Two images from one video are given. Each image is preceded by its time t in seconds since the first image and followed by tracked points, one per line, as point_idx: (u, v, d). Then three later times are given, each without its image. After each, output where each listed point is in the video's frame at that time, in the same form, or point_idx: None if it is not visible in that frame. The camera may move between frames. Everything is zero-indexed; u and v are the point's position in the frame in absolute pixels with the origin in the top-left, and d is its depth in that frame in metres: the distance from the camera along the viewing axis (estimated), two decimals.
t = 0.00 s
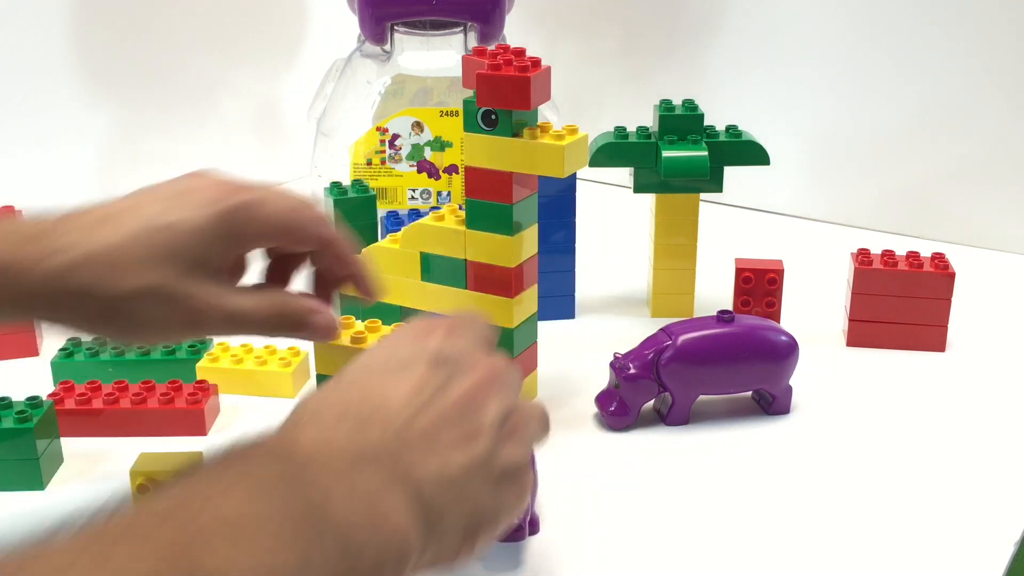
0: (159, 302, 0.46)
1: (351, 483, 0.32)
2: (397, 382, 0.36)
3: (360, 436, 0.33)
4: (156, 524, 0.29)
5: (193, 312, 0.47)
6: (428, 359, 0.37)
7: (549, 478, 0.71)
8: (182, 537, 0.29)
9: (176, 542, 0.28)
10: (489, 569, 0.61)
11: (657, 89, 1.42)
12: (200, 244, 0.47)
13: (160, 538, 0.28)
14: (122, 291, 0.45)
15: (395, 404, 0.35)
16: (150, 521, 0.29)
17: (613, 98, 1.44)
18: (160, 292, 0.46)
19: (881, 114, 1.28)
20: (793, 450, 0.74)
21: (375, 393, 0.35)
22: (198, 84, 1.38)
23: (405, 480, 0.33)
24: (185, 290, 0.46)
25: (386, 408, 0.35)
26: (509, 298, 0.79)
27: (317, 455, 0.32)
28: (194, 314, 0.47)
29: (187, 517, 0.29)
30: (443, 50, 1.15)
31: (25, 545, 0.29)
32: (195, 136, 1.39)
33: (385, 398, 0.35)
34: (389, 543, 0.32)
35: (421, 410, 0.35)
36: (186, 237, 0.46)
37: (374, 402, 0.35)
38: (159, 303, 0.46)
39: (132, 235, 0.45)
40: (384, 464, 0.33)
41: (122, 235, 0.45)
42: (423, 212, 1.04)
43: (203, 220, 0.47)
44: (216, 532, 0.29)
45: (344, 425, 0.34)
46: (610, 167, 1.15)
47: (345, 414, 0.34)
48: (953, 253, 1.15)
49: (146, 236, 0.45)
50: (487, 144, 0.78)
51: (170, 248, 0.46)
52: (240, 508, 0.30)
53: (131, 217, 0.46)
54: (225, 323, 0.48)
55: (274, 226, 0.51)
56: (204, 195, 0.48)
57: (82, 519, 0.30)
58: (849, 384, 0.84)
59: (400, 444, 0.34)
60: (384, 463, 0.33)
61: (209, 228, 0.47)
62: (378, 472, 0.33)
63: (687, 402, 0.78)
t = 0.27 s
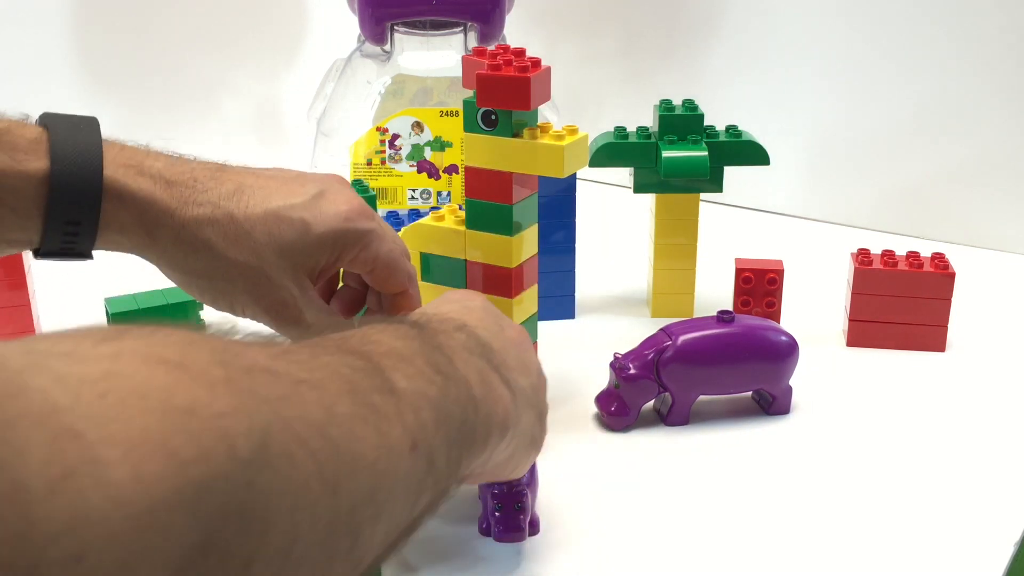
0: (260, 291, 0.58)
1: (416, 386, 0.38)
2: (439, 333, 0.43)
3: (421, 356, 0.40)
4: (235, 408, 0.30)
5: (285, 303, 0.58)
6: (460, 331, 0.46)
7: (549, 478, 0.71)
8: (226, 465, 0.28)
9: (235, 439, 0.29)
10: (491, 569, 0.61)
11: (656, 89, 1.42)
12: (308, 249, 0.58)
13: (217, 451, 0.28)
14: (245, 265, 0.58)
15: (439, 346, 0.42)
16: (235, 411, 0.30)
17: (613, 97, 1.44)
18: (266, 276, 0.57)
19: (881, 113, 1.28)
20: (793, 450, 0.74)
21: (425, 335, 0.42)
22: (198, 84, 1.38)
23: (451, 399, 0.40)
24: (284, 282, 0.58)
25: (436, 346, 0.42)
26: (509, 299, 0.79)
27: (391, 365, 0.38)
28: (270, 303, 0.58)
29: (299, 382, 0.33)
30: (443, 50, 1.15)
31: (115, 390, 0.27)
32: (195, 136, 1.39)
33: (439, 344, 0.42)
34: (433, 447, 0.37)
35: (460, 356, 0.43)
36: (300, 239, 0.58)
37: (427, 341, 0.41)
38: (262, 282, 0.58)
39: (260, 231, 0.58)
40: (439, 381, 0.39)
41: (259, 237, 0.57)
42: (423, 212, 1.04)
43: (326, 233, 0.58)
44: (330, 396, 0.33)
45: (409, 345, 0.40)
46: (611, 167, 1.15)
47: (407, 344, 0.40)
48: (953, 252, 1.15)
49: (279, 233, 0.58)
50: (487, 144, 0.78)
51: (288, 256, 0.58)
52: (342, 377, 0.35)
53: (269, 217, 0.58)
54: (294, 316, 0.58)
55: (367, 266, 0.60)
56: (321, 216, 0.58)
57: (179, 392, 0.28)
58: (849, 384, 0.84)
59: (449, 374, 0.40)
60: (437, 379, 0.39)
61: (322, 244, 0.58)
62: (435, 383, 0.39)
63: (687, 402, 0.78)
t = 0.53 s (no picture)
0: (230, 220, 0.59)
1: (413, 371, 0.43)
2: (436, 319, 0.49)
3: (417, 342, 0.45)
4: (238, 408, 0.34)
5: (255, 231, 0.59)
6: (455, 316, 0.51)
7: (549, 478, 0.71)
8: (230, 453, 0.33)
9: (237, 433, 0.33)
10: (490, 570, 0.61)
11: (656, 89, 1.42)
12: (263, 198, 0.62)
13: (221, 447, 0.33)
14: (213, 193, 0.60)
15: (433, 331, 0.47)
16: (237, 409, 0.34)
17: (613, 97, 1.44)
18: (233, 197, 0.60)
19: (881, 113, 1.28)
20: (793, 450, 0.74)
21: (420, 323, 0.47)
22: (198, 84, 1.38)
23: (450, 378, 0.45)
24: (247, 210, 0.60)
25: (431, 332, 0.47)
26: (509, 299, 0.79)
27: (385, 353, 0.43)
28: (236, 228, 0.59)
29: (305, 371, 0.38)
30: (443, 50, 1.15)
31: (126, 382, 0.32)
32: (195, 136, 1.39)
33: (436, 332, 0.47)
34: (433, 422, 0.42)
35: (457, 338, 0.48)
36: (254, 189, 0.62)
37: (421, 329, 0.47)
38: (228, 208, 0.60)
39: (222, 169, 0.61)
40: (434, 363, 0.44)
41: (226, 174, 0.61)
42: (423, 212, 1.04)
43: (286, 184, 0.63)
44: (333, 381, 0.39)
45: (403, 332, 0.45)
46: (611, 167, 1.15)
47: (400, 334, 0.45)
48: (953, 252, 1.15)
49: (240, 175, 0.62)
50: (487, 144, 0.78)
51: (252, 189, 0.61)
52: (342, 364, 0.40)
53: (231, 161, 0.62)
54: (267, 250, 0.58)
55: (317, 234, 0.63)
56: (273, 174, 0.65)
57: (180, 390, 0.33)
58: (849, 384, 0.84)
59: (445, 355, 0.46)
60: (432, 361, 0.44)
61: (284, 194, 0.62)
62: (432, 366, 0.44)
63: (687, 402, 0.78)
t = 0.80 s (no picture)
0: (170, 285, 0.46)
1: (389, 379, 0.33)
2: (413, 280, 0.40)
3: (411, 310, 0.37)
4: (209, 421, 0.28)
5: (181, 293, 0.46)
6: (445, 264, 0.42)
7: (550, 478, 0.71)
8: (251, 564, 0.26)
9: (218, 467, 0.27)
10: (490, 570, 0.61)
11: (657, 89, 1.41)
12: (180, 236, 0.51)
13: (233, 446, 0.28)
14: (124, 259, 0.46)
15: (420, 287, 0.39)
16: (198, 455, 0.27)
17: (613, 97, 1.44)
18: (152, 263, 0.46)
19: (882, 113, 1.28)
20: (793, 450, 0.74)
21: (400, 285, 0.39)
22: (199, 84, 1.38)
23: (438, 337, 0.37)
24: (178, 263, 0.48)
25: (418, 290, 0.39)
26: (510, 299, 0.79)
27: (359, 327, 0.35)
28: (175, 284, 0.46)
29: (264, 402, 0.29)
30: (443, 50, 1.15)
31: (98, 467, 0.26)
32: (195, 136, 1.39)
33: (420, 286, 0.39)
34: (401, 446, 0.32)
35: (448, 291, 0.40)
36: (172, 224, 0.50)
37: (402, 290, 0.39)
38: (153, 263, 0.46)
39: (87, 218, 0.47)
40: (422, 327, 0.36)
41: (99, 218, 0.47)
42: (423, 212, 1.04)
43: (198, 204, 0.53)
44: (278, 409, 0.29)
45: (380, 301, 0.37)
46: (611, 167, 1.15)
47: (379, 298, 0.37)
48: (953, 253, 1.15)
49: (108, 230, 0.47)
50: (488, 144, 0.78)
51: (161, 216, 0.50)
52: (334, 368, 0.31)
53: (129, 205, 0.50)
54: (188, 302, 0.46)
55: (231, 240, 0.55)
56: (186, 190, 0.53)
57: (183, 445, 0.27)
58: (849, 384, 0.84)
59: (434, 311, 0.37)
60: (440, 353, 0.36)
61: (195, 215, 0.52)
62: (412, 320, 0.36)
63: (687, 402, 0.78)
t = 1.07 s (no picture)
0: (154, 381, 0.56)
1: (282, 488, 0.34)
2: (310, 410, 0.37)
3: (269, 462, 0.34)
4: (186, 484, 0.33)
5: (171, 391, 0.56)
6: (329, 401, 0.37)
7: (549, 478, 0.71)
8: None
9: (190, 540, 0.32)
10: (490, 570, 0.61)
11: (657, 89, 1.41)
12: (177, 325, 0.58)
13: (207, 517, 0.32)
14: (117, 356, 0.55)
15: (274, 446, 0.35)
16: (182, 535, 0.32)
17: (613, 98, 1.44)
18: (141, 358, 0.55)
19: (881, 113, 1.28)
20: (793, 450, 0.74)
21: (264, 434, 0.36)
22: (199, 85, 1.38)
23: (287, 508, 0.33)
24: (163, 358, 0.56)
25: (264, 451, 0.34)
26: (510, 299, 0.79)
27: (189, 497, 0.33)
28: (158, 382, 0.56)
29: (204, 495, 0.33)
30: (443, 50, 1.15)
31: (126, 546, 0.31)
32: (195, 136, 1.39)
33: (275, 444, 0.35)
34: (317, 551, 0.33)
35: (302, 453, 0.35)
36: (168, 317, 0.57)
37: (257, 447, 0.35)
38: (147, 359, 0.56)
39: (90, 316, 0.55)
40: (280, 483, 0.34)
41: (100, 314, 0.55)
42: (423, 212, 1.04)
43: (200, 292, 0.60)
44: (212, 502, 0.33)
45: (216, 471, 0.34)
46: (611, 167, 1.15)
47: (222, 464, 0.34)
48: (953, 253, 1.15)
49: (105, 325, 0.55)
50: (487, 144, 0.78)
51: (164, 310, 0.57)
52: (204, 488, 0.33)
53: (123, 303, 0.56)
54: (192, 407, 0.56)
55: (236, 321, 0.62)
56: (193, 279, 0.60)
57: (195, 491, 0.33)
58: (849, 384, 0.84)
59: (285, 481, 0.34)
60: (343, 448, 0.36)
61: (197, 304, 0.59)
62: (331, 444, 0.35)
63: (687, 402, 0.78)
